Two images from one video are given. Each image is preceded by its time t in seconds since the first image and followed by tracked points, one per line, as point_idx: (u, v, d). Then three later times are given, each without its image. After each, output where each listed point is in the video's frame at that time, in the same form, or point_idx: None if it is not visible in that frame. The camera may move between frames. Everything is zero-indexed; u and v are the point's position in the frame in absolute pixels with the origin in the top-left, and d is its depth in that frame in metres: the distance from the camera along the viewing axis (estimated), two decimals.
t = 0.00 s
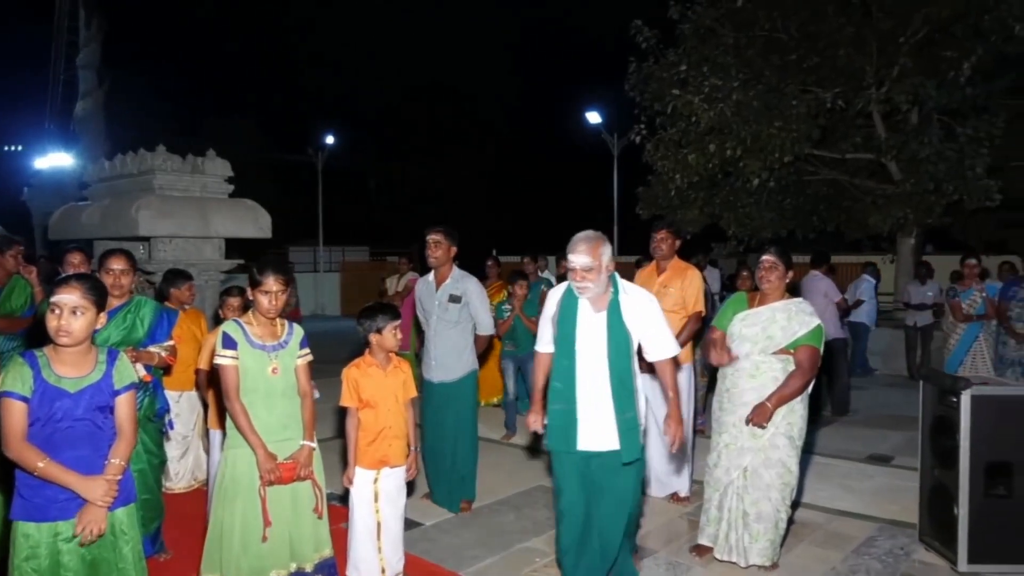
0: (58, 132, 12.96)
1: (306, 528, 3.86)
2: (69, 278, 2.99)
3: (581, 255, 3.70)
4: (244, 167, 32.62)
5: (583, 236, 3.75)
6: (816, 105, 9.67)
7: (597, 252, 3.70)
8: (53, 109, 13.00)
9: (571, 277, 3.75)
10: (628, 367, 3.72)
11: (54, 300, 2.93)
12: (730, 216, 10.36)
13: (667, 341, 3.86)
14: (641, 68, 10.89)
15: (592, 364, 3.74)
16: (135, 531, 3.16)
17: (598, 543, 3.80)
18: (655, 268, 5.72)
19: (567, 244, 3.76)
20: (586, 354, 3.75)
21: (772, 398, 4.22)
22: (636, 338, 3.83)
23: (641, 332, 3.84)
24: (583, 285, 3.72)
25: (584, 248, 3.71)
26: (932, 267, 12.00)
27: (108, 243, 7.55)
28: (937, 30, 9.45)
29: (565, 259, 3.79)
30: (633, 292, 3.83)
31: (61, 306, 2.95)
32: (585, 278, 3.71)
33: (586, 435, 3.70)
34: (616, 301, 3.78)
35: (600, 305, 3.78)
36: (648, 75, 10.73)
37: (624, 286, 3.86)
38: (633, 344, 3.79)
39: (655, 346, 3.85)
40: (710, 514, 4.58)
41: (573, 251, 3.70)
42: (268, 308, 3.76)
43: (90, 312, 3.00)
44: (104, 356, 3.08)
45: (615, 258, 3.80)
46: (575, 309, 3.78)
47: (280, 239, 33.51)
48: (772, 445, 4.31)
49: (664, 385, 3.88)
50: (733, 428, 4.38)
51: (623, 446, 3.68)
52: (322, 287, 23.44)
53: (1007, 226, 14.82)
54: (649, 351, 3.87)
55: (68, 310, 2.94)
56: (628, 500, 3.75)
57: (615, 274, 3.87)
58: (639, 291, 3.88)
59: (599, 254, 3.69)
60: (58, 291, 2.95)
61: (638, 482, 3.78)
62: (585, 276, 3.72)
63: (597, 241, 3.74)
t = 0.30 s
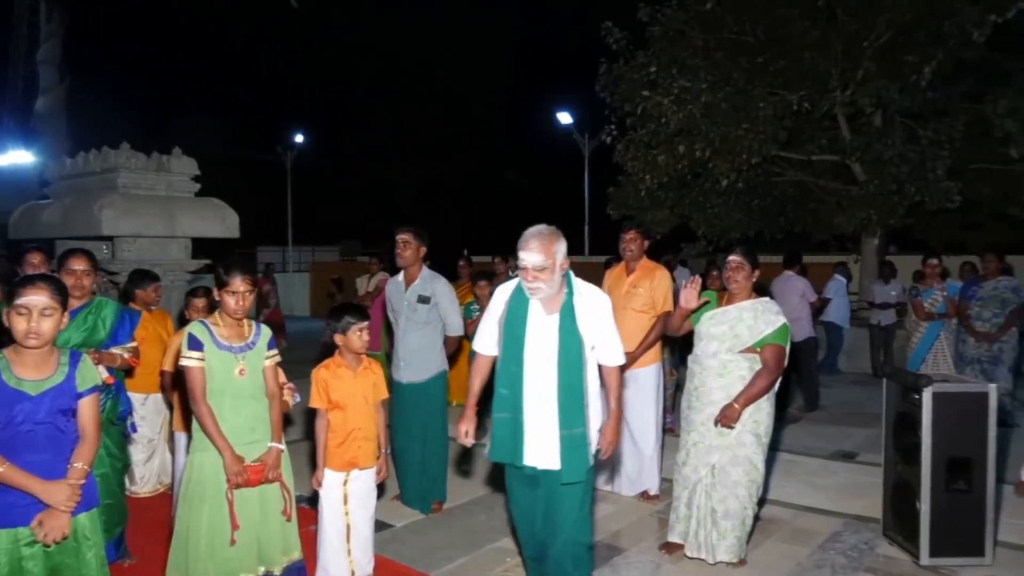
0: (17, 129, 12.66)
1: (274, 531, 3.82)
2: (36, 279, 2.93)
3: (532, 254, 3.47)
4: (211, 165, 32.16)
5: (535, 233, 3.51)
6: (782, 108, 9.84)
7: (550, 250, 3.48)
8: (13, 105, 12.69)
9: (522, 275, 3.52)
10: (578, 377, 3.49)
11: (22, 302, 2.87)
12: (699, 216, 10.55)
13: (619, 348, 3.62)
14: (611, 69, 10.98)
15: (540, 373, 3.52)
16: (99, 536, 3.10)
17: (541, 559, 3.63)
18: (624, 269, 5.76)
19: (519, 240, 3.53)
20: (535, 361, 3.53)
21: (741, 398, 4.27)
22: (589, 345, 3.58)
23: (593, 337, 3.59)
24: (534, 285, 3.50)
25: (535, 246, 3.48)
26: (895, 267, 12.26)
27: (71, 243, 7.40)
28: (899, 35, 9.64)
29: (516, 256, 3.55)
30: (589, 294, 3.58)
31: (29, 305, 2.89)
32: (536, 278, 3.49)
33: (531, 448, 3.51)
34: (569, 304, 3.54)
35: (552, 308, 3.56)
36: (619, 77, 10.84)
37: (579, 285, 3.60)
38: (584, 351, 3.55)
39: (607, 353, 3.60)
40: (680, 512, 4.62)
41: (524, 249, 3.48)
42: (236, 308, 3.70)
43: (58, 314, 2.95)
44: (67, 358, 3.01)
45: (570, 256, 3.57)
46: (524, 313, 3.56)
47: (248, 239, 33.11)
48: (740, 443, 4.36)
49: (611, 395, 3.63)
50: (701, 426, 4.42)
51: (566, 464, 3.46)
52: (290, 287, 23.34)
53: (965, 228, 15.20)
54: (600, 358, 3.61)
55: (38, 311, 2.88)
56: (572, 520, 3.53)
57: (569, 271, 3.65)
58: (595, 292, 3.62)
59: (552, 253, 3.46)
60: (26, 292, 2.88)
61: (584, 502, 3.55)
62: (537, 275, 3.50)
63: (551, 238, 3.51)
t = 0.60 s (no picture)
0: None
1: (247, 533, 3.79)
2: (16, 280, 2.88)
3: (502, 260, 3.09)
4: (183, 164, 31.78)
5: (506, 235, 3.13)
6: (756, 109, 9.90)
7: (521, 256, 3.10)
8: None
9: (489, 282, 3.14)
10: (539, 396, 3.08)
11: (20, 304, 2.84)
12: (674, 217, 10.75)
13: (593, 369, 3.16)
14: (586, 70, 11.04)
15: (497, 391, 3.13)
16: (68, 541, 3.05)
17: None
18: (599, 269, 5.78)
19: (487, 243, 3.15)
20: (492, 376, 3.15)
21: (716, 397, 4.31)
22: (557, 365, 3.14)
23: (563, 357, 3.14)
24: (502, 295, 3.12)
25: (505, 251, 3.09)
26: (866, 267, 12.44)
27: (38, 243, 7.28)
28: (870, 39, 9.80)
29: (484, 260, 3.17)
30: (563, 305, 3.16)
31: (21, 308, 2.85)
32: (504, 286, 3.10)
33: (479, 472, 3.14)
34: (537, 316, 3.15)
35: (519, 319, 3.17)
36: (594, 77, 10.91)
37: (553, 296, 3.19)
38: (548, 372, 3.12)
39: (580, 375, 3.15)
40: (653, 511, 4.65)
41: (492, 254, 3.09)
42: (209, 308, 3.66)
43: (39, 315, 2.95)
44: (33, 361, 2.95)
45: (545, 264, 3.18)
46: (487, 321, 3.21)
47: (221, 239, 32.75)
48: (714, 441, 4.39)
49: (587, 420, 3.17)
50: (675, 425, 4.46)
51: (514, 494, 3.04)
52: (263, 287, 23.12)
53: (933, 229, 15.49)
54: (572, 381, 3.17)
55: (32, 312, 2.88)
56: (521, 561, 3.09)
57: (545, 281, 3.24)
58: (573, 304, 3.19)
59: (523, 259, 3.07)
60: (18, 293, 2.84)
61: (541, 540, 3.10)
62: (506, 283, 3.11)
63: (523, 242, 3.13)
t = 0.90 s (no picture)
0: None
1: (212, 537, 3.73)
2: None
3: (437, 250, 2.77)
4: (146, 162, 31.19)
5: (446, 225, 2.82)
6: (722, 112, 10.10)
7: (460, 247, 2.77)
8: None
9: (426, 277, 2.82)
10: (489, 409, 2.73)
11: None
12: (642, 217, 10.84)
13: (551, 376, 2.81)
14: (555, 70, 11.16)
15: (440, 403, 2.80)
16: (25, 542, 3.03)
17: None
18: (568, 269, 5.80)
19: (426, 235, 2.84)
20: (434, 388, 2.82)
21: (682, 396, 4.35)
22: (508, 372, 2.80)
23: (515, 362, 2.80)
24: (439, 290, 2.79)
25: (441, 241, 2.78)
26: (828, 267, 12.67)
27: None
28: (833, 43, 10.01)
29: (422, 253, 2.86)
30: (513, 305, 2.82)
31: None
32: (441, 280, 2.78)
33: (422, 496, 2.79)
34: (484, 318, 2.80)
35: (465, 323, 2.84)
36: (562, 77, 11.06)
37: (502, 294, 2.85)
38: (498, 380, 2.77)
39: (535, 384, 2.80)
40: (622, 509, 4.68)
41: (428, 244, 2.78)
42: (173, 309, 3.59)
43: None
44: None
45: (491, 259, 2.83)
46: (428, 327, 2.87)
47: (185, 238, 32.20)
48: (680, 440, 4.44)
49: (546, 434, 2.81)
50: (643, 424, 4.48)
51: (466, 520, 2.71)
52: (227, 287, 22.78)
53: (894, 229, 15.82)
54: (527, 391, 2.81)
55: None
56: None
57: (493, 279, 2.89)
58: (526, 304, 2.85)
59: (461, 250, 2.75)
60: None
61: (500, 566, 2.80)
62: (443, 277, 2.78)
63: (465, 233, 2.80)
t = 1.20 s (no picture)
0: None
1: (179, 542, 3.66)
2: None
3: (345, 245, 2.58)
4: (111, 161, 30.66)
5: (355, 220, 2.63)
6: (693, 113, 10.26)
7: (367, 242, 2.57)
8: None
9: (332, 276, 2.61)
10: (409, 424, 2.54)
11: None
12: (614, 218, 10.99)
13: (479, 385, 2.61)
14: (528, 70, 11.29)
15: (357, 425, 2.59)
16: None
17: None
18: (540, 269, 5.81)
19: (333, 231, 2.65)
20: (349, 407, 2.61)
21: (652, 395, 4.39)
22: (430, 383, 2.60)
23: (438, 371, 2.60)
24: (344, 289, 2.58)
25: (349, 235, 2.59)
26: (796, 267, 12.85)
27: None
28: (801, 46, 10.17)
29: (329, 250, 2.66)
30: (431, 308, 2.62)
31: None
32: (347, 278, 2.57)
33: (344, 529, 2.58)
34: (398, 321, 2.60)
35: (379, 329, 2.65)
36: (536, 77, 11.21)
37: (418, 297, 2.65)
38: (420, 391, 2.57)
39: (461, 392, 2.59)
40: (593, 509, 4.70)
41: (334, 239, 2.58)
42: (139, 310, 3.53)
43: None
44: None
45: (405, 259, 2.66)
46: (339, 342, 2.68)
47: (152, 239, 31.69)
48: (651, 439, 4.47)
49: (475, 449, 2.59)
50: (613, 423, 4.51)
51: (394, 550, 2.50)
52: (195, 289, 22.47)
53: (860, 230, 16.09)
54: (453, 402, 2.61)
55: None
56: None
57: (407, 279, 2.69)
58: (445, 306, 2.65)
59: (372, 245, 2.57)
60: None
61: None
62: (349, 275, 2.58)
63: (374, 228, 2.61)
